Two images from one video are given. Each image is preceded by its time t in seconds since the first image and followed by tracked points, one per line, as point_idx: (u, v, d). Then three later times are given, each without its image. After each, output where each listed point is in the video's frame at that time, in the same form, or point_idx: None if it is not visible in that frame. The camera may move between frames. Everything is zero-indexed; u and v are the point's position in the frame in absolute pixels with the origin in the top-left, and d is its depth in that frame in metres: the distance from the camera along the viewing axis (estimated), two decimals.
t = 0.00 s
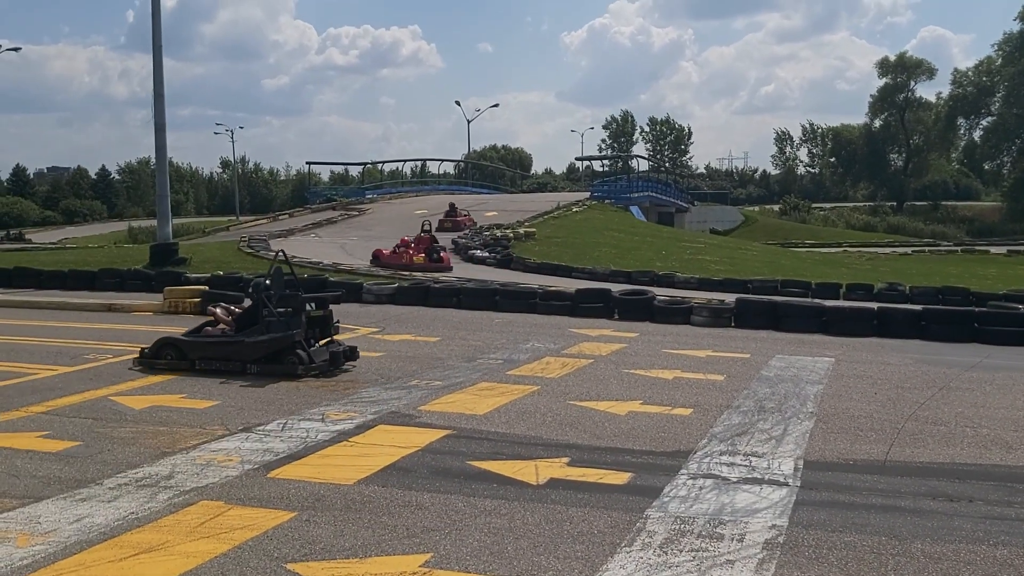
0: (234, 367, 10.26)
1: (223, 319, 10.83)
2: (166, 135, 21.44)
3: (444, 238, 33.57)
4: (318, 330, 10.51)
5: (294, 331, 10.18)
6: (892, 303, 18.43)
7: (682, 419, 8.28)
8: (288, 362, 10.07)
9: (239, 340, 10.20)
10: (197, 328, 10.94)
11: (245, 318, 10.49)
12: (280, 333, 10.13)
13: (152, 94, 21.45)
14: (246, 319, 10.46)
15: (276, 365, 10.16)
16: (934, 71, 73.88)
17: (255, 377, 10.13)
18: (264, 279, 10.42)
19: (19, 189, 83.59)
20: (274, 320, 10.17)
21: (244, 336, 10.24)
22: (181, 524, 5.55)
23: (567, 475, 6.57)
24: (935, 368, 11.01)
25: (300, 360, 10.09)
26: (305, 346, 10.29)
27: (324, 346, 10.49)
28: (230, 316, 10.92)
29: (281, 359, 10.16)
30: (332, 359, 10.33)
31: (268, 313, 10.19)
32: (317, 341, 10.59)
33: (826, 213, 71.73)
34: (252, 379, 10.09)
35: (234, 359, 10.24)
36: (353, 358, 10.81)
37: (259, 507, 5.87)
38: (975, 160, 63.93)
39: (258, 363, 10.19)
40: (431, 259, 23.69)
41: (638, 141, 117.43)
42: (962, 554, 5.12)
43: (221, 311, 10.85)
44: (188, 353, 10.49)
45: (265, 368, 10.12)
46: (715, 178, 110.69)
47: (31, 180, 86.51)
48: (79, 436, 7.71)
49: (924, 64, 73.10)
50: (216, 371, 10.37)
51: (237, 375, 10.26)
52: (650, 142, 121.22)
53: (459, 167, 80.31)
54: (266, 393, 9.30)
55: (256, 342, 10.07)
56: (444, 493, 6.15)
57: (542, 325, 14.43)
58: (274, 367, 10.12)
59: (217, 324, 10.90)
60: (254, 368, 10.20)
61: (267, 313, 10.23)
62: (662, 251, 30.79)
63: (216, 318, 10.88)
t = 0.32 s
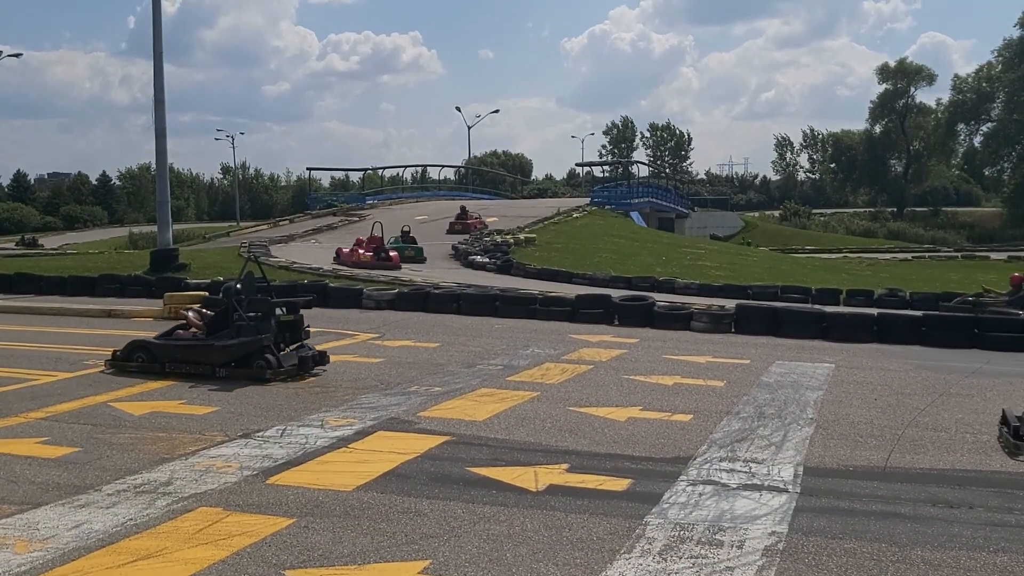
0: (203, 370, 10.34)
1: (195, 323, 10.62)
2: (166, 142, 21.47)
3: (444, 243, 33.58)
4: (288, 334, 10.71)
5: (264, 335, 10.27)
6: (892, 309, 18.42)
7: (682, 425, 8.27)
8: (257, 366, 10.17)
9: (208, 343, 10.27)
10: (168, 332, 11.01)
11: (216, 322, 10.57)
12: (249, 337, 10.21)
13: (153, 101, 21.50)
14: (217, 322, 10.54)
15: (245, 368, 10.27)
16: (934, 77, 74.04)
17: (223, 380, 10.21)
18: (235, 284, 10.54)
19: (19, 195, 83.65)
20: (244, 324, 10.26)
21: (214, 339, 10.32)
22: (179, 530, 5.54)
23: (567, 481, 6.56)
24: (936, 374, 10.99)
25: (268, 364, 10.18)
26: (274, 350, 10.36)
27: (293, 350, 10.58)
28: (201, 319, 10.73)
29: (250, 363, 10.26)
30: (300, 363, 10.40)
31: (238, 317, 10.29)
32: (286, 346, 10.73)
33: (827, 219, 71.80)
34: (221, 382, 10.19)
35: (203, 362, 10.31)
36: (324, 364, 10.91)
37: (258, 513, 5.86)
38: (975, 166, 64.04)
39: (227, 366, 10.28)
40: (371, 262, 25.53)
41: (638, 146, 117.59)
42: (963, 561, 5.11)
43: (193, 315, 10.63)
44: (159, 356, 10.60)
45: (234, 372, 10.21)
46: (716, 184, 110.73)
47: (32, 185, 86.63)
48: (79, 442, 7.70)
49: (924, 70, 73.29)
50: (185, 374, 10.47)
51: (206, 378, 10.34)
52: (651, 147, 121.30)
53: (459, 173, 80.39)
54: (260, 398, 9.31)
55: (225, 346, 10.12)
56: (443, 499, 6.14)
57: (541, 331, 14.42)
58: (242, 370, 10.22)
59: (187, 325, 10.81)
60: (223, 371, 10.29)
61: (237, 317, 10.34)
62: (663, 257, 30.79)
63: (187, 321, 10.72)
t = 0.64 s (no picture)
0: (173, 373, 10.56)
1: (165, 327, 10.93)
2: (166, 147, 21.48)
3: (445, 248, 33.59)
4: (258, 338, 10.78)
5: (233, 339, 10.45)
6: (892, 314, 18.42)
7: (681, 430, 8.26)
8: (225, 369, 10.35)
9: (178, 347, 10.49)
10: (140, 335, 11.21)
11: (186, 326, 10.74)
12: (217, 341, 10.40)
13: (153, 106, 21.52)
14: (186, 326, 10.72)
15: (213, 371, 10.46)
16: (934, 82, 74.11)
17: (191, 383, 10.41)
18: (205, 288, 10.64)
19: (19, 201, 83.69)
20: (214, 327, 10.42)
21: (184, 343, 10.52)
22: (178, 536, 5.53)
23: (567, 486, 6.55)
24: (936, 379, 10.97)
25: (236, 368, 10.35)
26: (243, 354, 10.52)
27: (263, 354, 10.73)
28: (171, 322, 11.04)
29: (219, 366, 10.44)
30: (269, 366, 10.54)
31: (207, 321, 10.44)
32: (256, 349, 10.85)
33: (827, 224, 71.80)
34: (191, 385, 10.36)
35: (172, 365, 10.53)
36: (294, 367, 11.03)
37: (257, 519, 5.84)
38: (975, 171, 64.06)
39: (196, 370, 10.48)
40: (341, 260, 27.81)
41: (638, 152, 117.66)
42: (961, 566, 5.10)
43: (164, 318, 10.92)
44: (130, 358, 10.79)
45: (202, 375, 10.40)
46: (715, 189, 110.73)
47: (33, 191, 86.69)
48: (78, 447, 7.69)
49: (923, 75, 73.31)
50: (156, 377, 10.67)
51: (176, 381, 10.57)
52: (650, 153, 121.31)
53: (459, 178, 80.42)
54: (255, 403, 9.35)
55: (194, 350, 10.33)
56: (442, 504, 6.13)
57: (541, 336, 14.41)
58: (211, 373, 10.42)
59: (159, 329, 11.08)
60: (191, 374, 10.50)
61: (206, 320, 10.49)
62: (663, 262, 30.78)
63: (158, 325, 11.01)
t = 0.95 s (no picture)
0: (140, 376, 10.67)
1: (135, 330, 11.05)
2: (165, 152, 21.49)
3: (444, 254, 33.59)
4: (225, 343, 11.00)
5: (200, 343, 10.60)
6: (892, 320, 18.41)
7: (681, 436, 8.26)
8: (191, 373, 10.46)
9: (145, 351, 10.62)
10: (110, 338, 11.34)
11: (154, 330, 10.87)
12: (185, 345, 10.55)
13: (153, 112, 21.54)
14: (155, 331, 10.84)
15: (179, 375, 10.58)
16: (933, 88, 74.33)
17: (157, 388, 10.53)
18: (173, 292, 10.80)
19: (19, 207, 83.72)
20: (181, 332, 10.57)
21: (151, 347, 10.64)
22: (177, 543, 5.52)
23: (566, 493, 6.54)
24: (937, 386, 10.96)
25: (202, 372, 10.48)
26: (210, 359, 10.67)
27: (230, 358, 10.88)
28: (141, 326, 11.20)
29: (186, 370, 10.57)
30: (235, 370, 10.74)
31: (175, 325, 10.60)
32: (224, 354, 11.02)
33: (826, 229, 71.84)
34: (156, 389, 10.49)
35: (139, 369, 10.65)
36: (261, 371, 11.27)
37: (257, 525, 5.84)
38: (974, 177, 64.14)
39: (163, 373, 10.60)
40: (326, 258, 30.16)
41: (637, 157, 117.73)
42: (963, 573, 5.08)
43: (132, 322, 11.06)
44: (99, 362, 10.93)
45: (169, 379, 10.52)
46: (715, 195, 110.86)
47: (32, 197, 86.68)
48: (77, 453, 7.68)
49: (922, 80, 73.64)
50: (123, 381, 10.79)
51: (143, 384, 10.67)
52: (650, 158, 121.46)
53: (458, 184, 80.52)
54: (252, 408, 9.37)
55: (162, 354, 10.45)
56: (442, 511, 6.12)
57: (541, 342, 14.41)
58: (177, 377, 10.54)
59: (128, 332, 11.20)
60: (158, 378, 10.61)
61: (174, 325, 10.65)
62: (662, 267, 30.78)
63: (127, 327, 11.10)
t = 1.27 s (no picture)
0: (111, 380, 10.79)
1: (105, 334, 11.15)
2: (164, 158, 21.50)
3: (443, 259, 33.57)
4: (197, 346, 11.11)
5: (170, 347, 10.64)
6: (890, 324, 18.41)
7: (681, 441, 8.25)
8: (160, 377, 10.53)
9: (116, 354, 10.71)
10: (83, 342, 11.44)
11: (126, 334, 10.93)
12: (155, 349, 10.59)
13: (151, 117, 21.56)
14: (126, 335, 10.92)
15: (150, 378, 10.68)
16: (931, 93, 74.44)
17: (127, 391, 10.65)
18: (145, 297, 10.88)
19: (18, 213, 83.69)
20: (151, 336, 10.64)
21: (122, 351, 10.74)
22: (176, 548, 5.50)
23: (566, 498, 6.53)
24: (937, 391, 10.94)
25: (172, 376, 10.55)
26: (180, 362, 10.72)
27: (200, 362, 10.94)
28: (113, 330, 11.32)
29: (156, 373, 10.65)
30: (205, 374, 10.81)
31: (145, 329, 10.67)
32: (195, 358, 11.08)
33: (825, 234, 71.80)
34: (125, 392, 10.61)
35: (110, 373, 10.76)
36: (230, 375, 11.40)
37: (256, 531, 5.83)
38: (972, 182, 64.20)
39: (133, 377, 10.72)
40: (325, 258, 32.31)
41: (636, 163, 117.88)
42: None
43: (103, 326, 11.18)
44: (70, 366, 11.03)
45: (139, 382, 10.64)
46: (713, 200, 110.89)
47: (31, 203, 86.68)
48: (75, 459, 7.67)
49: (919, 85, 73.77)
50: (94, 384, 10.91)
51: (113, 388, 10.79)
52: (648, 163, 121.47)
53: (457, 189, 80.53)
54: (252, 414, 9.37)
55: (131, 357, 10.54)
56: (441, 516, 6.11)
57: (540, 347, 14.39)
58: (147, 380, 10.64)
59: (99, 337, 11.30)
60: (128, 381, 10.73)
61: (145, 329, 10.71)
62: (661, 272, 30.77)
63: (99, 331, 11.24)
